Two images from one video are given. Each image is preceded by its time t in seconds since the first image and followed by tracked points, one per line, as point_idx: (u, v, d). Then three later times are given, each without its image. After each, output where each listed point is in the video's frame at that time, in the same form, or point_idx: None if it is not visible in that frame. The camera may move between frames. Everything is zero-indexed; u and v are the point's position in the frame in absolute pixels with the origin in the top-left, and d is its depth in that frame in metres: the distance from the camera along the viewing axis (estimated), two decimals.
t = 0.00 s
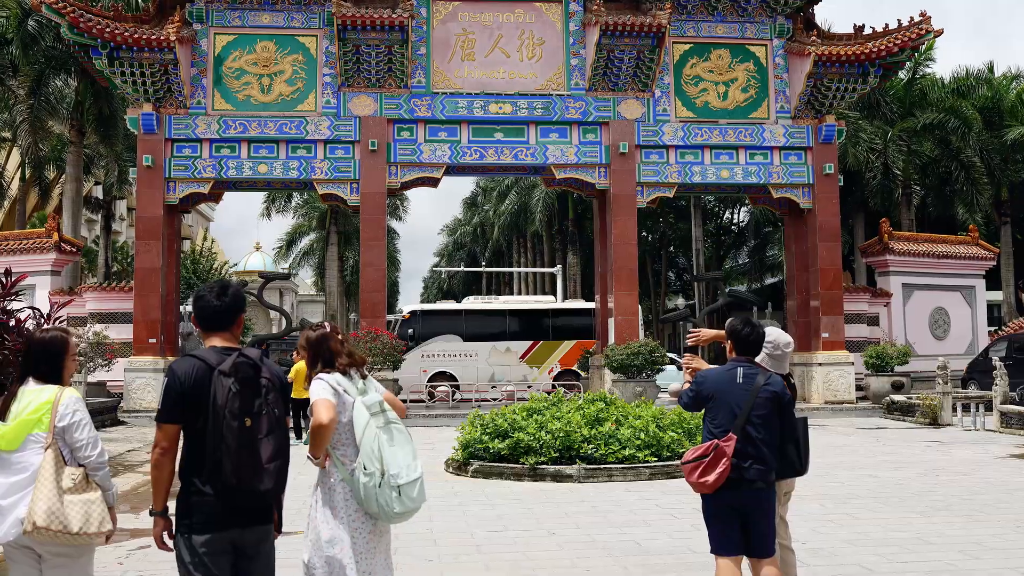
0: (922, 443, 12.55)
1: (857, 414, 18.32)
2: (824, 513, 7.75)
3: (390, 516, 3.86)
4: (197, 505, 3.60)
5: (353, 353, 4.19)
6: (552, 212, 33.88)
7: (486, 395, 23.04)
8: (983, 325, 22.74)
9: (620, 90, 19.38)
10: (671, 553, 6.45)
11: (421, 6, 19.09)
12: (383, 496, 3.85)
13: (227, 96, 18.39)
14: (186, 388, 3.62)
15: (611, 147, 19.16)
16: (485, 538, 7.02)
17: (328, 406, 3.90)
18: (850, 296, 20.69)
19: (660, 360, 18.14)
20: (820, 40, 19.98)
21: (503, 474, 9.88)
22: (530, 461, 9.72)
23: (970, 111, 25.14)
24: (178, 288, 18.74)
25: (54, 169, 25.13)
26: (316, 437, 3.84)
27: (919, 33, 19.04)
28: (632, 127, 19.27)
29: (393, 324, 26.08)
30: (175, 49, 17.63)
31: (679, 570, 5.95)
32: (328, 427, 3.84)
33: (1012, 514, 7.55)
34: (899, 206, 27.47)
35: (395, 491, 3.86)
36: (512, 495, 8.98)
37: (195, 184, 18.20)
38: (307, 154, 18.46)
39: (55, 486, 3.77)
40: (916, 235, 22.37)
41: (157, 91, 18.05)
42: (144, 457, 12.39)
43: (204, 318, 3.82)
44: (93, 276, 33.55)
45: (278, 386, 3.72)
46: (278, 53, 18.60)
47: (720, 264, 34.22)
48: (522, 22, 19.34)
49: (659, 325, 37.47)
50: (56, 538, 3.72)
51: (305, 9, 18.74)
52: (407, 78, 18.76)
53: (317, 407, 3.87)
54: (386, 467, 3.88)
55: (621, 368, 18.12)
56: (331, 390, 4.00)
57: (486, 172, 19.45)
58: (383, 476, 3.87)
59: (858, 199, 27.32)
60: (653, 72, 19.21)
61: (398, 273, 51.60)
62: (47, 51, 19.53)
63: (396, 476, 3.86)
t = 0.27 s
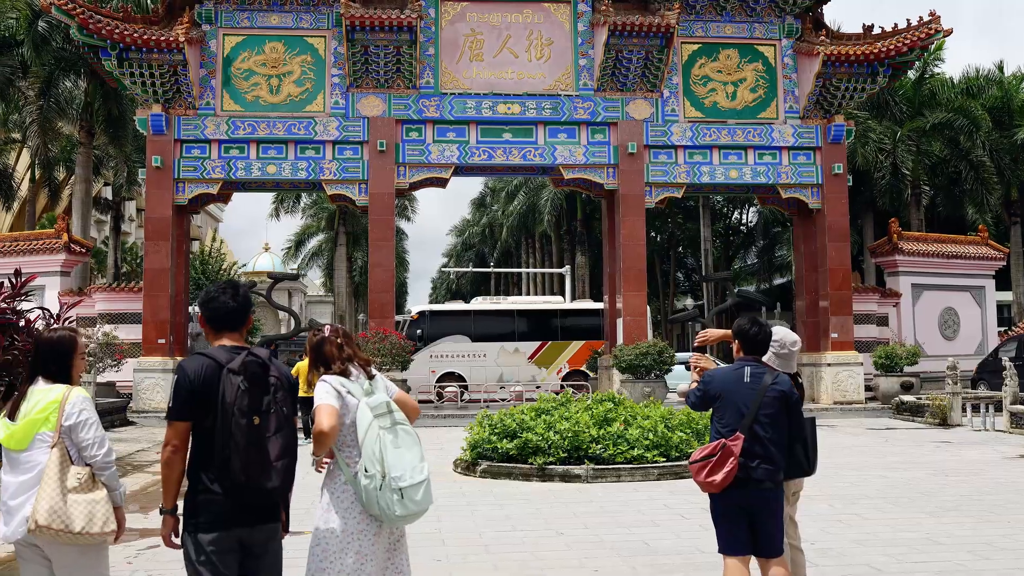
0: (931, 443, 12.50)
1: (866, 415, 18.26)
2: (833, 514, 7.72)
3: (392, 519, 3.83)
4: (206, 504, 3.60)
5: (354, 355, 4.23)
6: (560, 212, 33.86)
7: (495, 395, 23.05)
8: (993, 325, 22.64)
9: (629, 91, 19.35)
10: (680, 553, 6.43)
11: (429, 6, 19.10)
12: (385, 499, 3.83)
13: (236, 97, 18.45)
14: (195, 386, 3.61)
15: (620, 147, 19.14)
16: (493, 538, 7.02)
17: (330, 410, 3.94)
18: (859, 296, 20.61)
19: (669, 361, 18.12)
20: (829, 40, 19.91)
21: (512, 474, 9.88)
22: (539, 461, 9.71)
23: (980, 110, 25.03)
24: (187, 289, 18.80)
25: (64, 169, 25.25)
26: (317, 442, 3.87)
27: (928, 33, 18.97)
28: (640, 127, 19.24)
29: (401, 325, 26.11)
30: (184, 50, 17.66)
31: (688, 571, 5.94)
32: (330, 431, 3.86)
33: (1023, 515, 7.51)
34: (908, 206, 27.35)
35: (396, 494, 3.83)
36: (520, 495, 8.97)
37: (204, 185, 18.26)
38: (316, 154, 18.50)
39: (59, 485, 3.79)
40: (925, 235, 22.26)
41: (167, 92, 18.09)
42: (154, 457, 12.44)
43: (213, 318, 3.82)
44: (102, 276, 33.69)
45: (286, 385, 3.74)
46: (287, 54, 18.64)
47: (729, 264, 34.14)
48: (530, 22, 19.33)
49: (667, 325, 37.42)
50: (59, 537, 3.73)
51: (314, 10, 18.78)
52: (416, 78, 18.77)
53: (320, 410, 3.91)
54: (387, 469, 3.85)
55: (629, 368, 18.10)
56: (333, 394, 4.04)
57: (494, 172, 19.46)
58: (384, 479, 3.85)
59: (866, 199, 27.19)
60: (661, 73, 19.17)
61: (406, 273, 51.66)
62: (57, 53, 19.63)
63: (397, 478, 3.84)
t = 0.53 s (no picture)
0: (938, 445, 12.46)
1: (873, 417, 18.20)
2: (839, 516, 7.69)
3: (391, 519, 3.83)
4: (214, 505, 3.58)
5: (362, 356, 4.23)
6: (566, 214, 33.86)
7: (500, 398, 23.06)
8: (1000, 327, 22.57)
9: (634, 93, 19.34)
10: (686, 556, 6.42)
11: (435, 9, 19.13)
12: (382, 500, 3.83)
13: (242, 100, 18.50)
14: (209, 386, 3.60)
15: (626, 149, 19.13)
16: (499, 541, 7.01)
17: (330, 412, 3.98)
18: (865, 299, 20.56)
19: (675, 363, 18.10)
20: (835, 42, 19.88)
21: (517, 476, 9.87)
22: (544, 463, 9.70)
23: (986, 112, 24.97)
24: (193, 292, 18.85)
25: (71, 173, 25.36)
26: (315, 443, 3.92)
27: (934, 34, 18.94)
28: (646, 130, 19.23)
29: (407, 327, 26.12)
30: (190, 53, 17.70)
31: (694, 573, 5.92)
32: (325, 432, 3.89)
33: None
34: (914, 208, 27.28)
35: (393, 494, 3.82)
36: (526, 497, 8.97)
37: (210, 188, 18.31)
38: (322, 157, 18.53)
39: (73, 489, 3.78)
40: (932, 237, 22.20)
41: (173, 95, 18.13)
42: (160, 460, 12.47)
43: (224, 319, 3.86)
44: (109, 279, 33.80)
45: (295, 389, 3.76)
46: (293, 57, 18.69)
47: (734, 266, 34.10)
48: (536, 25, 19.35)
49: (673, 328, 37.37)
50: (72, 541, 3.72)
51: (320, 14, 18.83)
52: (421, 81, 18.80)
53: (317, 412, 3.95)
54: (384, 470, 3.85)
55: (635, 370, 18.08)
56: (336, 395, 4.07)
57: (500, 175, 19.47)
58: (381, 480, 3.85)
59: (872, 201, 27.12)
60: (667, 75, 19.15)
61: (412, 276, 51.71)
62: (63, 56, 19.69)
63: (393, 479, 3.83)
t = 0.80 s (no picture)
0: (940, 447, 12.43)
1: (875, 418, 18.18)
2: (841, 517, 7.67)
3: (381, 517, 3.85)
4: (222, 506, 3.58)
5: (382, 356, 4.30)
6: (568, 215, 33.85)
7: (502, 399, 23.05)
8: (1002, 328, 22.53)
9: (636, 94, 19.32)
10: (688, 557, 6.41)
11: (437, 10, 19.14)
12: (371, 497, 3.86)
13: (244, 101, 18.52)
14: (219, 387, 3.58)
15: (627, 150, 19.13)
16: (501, 542, 7.00)
17: (333, 408, 4.09)
18: (867, 299, 20.54)
19: (677, 364, 18.09)
20: (836, 43, 19.86)
21: (519, 477, 9.86)
22: (546, 464, 9.69)
23: (988, 113, 24.93)
24: (195, 292, 18.87)
25: (73, 174, 25.40)
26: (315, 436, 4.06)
27: (936, 35, 18.92)
28: (648, 131, 19.22)
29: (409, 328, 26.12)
30: (192, 54, 17.70)
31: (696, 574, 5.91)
32: (322, 427, 4.03)
33: None
34: (916, 208, 27.25)
35: (382, 492, 3.84)
36: (527, 498, 8.96)
37: (212, 189, 18.33)
38: (324, 158, 18.54)
39: (89, 492, 3.74)
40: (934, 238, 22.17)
41: (175, 96, 18.15)
42: (163, 461, 12.47)
43: (230, 321, 3.84)
44: (111, 280, 33.85)
45: (300, 391, 3.79)
46: (295, 58, 18.70)
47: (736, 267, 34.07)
48: (537, 26, 19.35)
49: (675, 329, 37.35)
50: (89, 545, 3.68)
51: (322, 15, 18.84)
52: (423, 82, 18.80)
53: (319, 409, 4.06)
54: (375, 467, 3.87)
55: (637, 371, 18.06)
56: (344, 392, 4.17)
57: (502, 176, 19.47)
58: (372, 478, 3.88)
59: (874, 202, 27.09)
60: (669, 76, 19.14)
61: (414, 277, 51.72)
62: (65, 57, 19.69)
63: (382, 477, 3.84)
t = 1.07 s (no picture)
0: (942, 448, 12.41)
1: (877, 419, 18.16)
2: (844, 518, 7.67)
3: (383, 514, 3.88)
4: (230, 507, 3.58)
5: (401, 358, 4.33)
6: (570, 216, 33.85)
7: (504, 400, 23.04)
8: (1004, 329, 22.50)
9: (638, 95, 19.33)
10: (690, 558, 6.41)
11: (439, 12, 19.15)
12: (373, 494, 3.89)
13: (247, 102, 18.53)
14: (228, 388, 3.59)
15: (630, 151, 19.13)
16: (504, 543, 7.01)
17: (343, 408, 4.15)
18: (869, 300, 20.50)
19: (679, 365, 18.11)
20: (839, 44, 19.85)
21: (521, 478, 9.86)
22: (548, 465, 9.68)
23: (990, 114, 24.91)
24: (198, 294, 18.89)
25: (76, 175, 25.44)
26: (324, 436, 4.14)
27: (939, 36, 18.91)
28: (650, 132, 19.22)
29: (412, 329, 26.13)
30: (195, 56, 17.70)
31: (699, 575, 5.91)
32: (330, 426, 4.09)
33: None
34: (919, 209, 27.22)
35: (384, 490, 3.87)
36: (530, 499, 8.96)
37: (214, 190, 18.36)
38: (326, 159, 18.57)
39: (110, 493, 3.73)
40: (936, 238, 22.14)
41: (178, 97, 18.16)
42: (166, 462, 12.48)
43: (235, 322, 3.85)
44: (114, 281, 33.91)
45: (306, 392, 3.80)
46: (297, 59, 18.71)
47: (739, 268, 34.05)
48: (540, 27, 19.35)
49: (677, 330, 37.33)
50: (109, 545, 3.67)
51: (324, 16, 18.85)
52: (426, 83, 18.81)
53: (325, 409, 4.12)
54: (377, 465, 3.90)
55: (640, 372, 18.06)
56: (356, 394, 4.23)
57: (504, 177, 19.48)
58: (374, 475, 3.91)
59: (877, 203, 27.06)
60: (671, 77, 19.15)
61: (416, 278, 51.72)
62: (68, 59, 19.64)
63: (384, 474, 3.87)
